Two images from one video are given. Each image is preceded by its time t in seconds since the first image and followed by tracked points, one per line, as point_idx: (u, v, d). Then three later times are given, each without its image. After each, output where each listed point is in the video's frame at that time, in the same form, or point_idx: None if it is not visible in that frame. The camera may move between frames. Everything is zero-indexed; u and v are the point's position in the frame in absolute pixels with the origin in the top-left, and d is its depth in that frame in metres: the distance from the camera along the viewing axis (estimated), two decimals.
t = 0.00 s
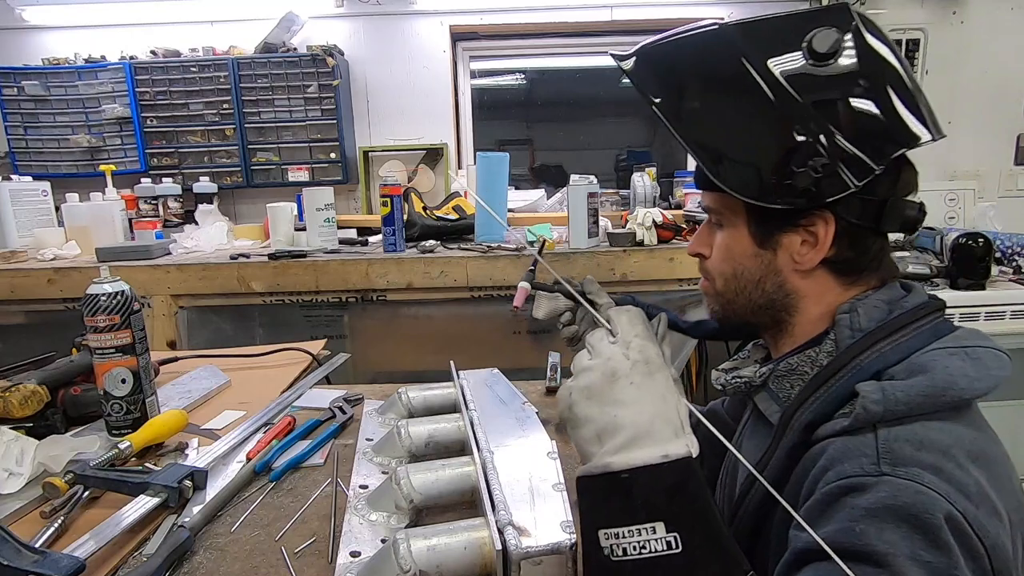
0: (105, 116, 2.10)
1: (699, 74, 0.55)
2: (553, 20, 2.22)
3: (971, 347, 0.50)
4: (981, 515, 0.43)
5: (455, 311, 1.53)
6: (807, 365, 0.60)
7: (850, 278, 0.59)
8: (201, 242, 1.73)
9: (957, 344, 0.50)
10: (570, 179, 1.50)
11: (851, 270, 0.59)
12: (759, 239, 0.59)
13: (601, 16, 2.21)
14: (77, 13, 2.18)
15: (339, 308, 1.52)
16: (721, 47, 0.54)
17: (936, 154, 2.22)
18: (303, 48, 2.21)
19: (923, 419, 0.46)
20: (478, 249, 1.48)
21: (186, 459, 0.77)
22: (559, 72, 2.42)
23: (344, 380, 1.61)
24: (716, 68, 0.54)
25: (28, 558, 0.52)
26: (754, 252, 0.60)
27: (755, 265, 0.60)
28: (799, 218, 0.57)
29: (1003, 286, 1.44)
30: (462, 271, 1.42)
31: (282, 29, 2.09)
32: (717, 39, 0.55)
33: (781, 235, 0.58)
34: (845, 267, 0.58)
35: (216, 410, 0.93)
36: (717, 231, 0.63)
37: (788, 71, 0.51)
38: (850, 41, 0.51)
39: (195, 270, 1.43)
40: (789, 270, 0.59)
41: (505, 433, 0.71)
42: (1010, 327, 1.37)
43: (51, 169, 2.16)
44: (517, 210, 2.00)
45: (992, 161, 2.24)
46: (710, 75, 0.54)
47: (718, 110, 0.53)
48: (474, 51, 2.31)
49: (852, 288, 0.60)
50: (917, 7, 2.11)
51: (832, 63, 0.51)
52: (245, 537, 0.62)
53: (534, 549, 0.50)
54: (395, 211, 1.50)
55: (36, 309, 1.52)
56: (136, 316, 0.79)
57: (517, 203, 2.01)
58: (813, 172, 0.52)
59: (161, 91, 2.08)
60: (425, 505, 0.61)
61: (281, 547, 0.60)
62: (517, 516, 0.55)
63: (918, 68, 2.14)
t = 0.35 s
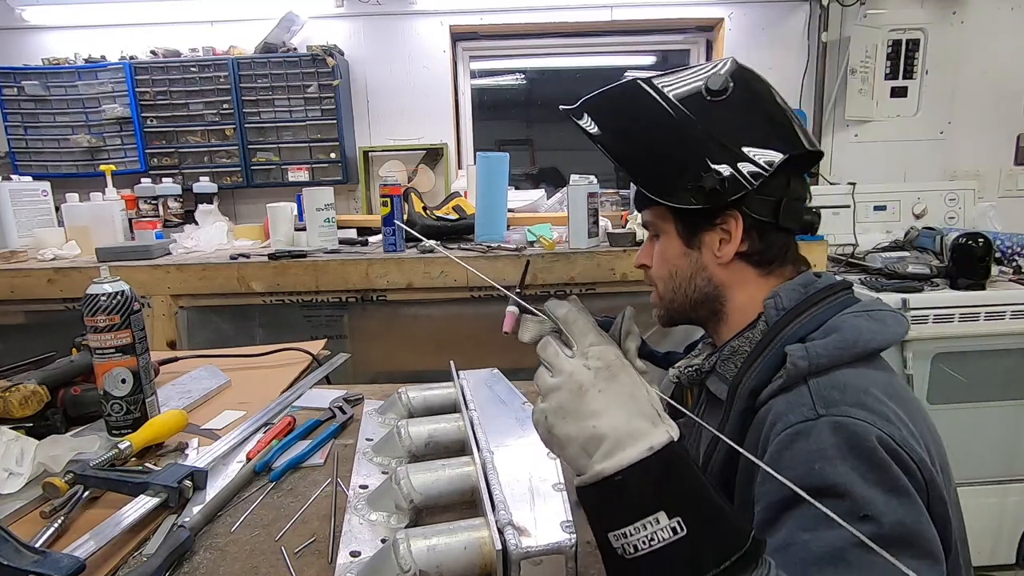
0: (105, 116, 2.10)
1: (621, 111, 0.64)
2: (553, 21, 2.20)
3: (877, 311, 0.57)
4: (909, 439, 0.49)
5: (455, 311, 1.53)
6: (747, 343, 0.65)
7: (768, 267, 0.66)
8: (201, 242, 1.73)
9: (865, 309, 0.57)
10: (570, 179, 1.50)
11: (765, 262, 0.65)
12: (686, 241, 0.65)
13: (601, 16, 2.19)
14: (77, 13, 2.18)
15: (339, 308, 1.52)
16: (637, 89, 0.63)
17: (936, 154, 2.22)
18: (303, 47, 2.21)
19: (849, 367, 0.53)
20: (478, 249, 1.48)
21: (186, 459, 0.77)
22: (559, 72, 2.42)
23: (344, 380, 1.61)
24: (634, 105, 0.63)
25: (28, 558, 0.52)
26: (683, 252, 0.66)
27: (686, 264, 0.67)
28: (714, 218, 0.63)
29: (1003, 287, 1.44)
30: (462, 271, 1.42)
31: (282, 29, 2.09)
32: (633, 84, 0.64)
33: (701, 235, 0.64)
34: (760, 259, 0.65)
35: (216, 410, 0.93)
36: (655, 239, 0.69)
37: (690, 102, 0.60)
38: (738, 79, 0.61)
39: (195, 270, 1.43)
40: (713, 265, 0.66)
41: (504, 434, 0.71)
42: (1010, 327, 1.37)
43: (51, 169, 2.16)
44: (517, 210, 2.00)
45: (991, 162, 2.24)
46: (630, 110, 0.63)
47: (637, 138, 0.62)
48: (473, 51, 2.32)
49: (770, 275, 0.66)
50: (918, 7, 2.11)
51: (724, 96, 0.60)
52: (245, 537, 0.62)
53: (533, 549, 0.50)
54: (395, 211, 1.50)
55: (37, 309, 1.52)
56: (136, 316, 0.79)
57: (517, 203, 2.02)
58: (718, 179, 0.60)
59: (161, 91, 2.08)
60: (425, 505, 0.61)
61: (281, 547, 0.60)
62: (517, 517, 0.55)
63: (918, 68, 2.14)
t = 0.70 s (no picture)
0: (105, 116, 2.10)
1: (623, 125, 0.65)
2: (553, 21, 2.20)
3: (866, 289, 0.62)
4: (882, 377, 0.54)
5: (455, 311, 1.53)
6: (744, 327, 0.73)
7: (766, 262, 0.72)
8: (201, 242, 1.73)
9: (854, 288, 0.63)
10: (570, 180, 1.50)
11: (766, 258, 0.72)
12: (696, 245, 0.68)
13: (601, 16, 2.19)
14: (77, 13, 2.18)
15: (339, 308, 1.53)
16: (634, 105, 0.66)
17: (936, 154, 2.22)
18: (303, 47, 2.21)
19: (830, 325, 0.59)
20: (478, 249, 1.48)
21: (186, 459, 0.77)
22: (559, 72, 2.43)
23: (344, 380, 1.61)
24: (635, 120, 0.65)
25: (28, 558, 0.52)
26: (693, 256, 0.69)
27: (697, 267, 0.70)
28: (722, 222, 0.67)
29: (1003, 287, 1.44)
30: (462, 271, 1.42)
31: (282, 29, 2.09)
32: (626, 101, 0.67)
33: (711, 238, 0.68)
34: (760, 257, 0.71)
35: (216, 410, 0.93)
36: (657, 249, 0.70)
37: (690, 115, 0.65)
38: (724, 94, 0.68)
39: (196, 270, 1.43)
40: (721, 265, 0.70)
41: (507, 434, 0.70)
42: (1010, 327, 1.37)
43: (51, 169, 2.16)
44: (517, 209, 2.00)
45: (992, 162, 2.24)
46: (632, 122, 0.65)
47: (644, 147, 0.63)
48: (473, 51, 2.32)
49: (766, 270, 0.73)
50: (918, 8, 2.11)
51: (716, 108, 0.66)
52: (245, 537, 0.62)
53: (533, 550, 0.50)
54: (395, 212, 1.50)
55: (37, 309, 1.52)
56: (136, 316, 0.79)
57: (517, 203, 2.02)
58: (728, 183, 0.63)
59: (161, 91, 2.08)
60: (425, 505, 0.61)
61: (281, 547, 0.60)
62: (517, 516, 0.55)
63: (918, 68, 2.14)
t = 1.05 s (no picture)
0: (105, 116, 2.10)
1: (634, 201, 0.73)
2: (553, 21, 2.19)
3: (863, 336, 0.63)
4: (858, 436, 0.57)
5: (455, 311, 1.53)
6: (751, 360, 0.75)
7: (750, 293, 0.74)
8: (201, 242, 1.73)
9: (852, 335, 0.64)
10: (570, 179, 1.50)
11: (742, 292, 0.73)
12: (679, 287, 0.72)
13: (601, 16, 2.18)
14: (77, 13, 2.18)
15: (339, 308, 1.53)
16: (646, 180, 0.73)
17: (937, 154, 2.22)
18: (303, 47, 2.21)
19: (825, 380, 0.61)
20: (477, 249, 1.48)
21: (186, 458, 0.77)
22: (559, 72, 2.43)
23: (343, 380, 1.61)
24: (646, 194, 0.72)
25: (28, 558, 0.52)
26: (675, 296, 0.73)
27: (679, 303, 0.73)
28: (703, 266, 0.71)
29: (1003, 287, 1.44)
30: (462, 270, 1.41)
31: (282, 29, 2.08)
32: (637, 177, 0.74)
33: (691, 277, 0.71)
34: (736, 291, 0.73)
35: (216, 410, 0.93)
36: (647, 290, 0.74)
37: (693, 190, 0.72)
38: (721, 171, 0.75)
39: (195, 271, 1.42)
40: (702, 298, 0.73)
41: (536, 416, 0.69)
42: (1011, 327, 1.37)
43: (51, 169, 2.16)
44: (517, 209, 2.00)
45: (992, 162, 2.24)
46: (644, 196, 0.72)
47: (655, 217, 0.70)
48: (474, 51, 2.32)
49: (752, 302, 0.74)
50: (918, 8, 2.11)
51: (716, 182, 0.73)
52: (245, 536, 0.62)
53: (563, 517, 0.51)
54: (395, 212, 1.50)
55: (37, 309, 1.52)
56: (135, 316, 0.79)
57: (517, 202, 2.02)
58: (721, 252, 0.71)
59: (161, 91, 2.08)
60: (457, 481, 0.62)
61: (281, 547, 0.60)
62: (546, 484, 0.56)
63: (918, 68, 2.14)
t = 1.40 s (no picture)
0: (105, 116, 2.10)
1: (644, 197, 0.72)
2: (553, 20, 2.19)
3: (868, 323, 0.64)
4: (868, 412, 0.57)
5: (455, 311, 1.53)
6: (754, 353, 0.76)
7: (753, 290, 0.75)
8: (201, 242, 1.73)
9: (857, 322, 0.64)
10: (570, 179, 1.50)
11: (745, 287, 0.74)
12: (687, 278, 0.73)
13: (601, 16, 2.17)
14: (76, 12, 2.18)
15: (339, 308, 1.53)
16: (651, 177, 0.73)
17: (937, 154, 2.22)
18: (303, 47, 2.21)
19: (834, 362, 0.61)
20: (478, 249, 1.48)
21: (186, 459, 0.77)
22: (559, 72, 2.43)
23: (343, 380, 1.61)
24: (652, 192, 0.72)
25: (28, 558, 0.52)
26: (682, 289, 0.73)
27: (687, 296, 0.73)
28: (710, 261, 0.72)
29: (1004, 287, 1.43)
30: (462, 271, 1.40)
31: (282, 29, 2.08)
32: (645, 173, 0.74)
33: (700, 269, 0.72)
34: (738, 286, 0.74)
35: (216, 410, 0.93)
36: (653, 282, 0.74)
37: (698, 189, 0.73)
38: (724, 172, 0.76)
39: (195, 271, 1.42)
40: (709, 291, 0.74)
41: (536, 417, 0.69)
42: (1011, 327, 1.37)
43: (50, 169, 2.16)
44: (517, 209, 2.00)
45: (992, 162, 2.24)
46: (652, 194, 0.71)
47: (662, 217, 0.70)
48: (474, 51, 2.32)
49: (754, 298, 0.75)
50: (918, 8, 2.11)
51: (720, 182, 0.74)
52: (245, 537, 0.62)
53: (563, 517, 0.51)
54: (395, 212, 1.50)
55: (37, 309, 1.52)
56: (135, 316, 0.79)
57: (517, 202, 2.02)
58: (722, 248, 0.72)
59: (161, 91, 2.09)
60: (456, 482, 0.62)
61: (281, 547, 0.60)
62: (547, 485, 0.55)
63: (918, 68, 2.14)
